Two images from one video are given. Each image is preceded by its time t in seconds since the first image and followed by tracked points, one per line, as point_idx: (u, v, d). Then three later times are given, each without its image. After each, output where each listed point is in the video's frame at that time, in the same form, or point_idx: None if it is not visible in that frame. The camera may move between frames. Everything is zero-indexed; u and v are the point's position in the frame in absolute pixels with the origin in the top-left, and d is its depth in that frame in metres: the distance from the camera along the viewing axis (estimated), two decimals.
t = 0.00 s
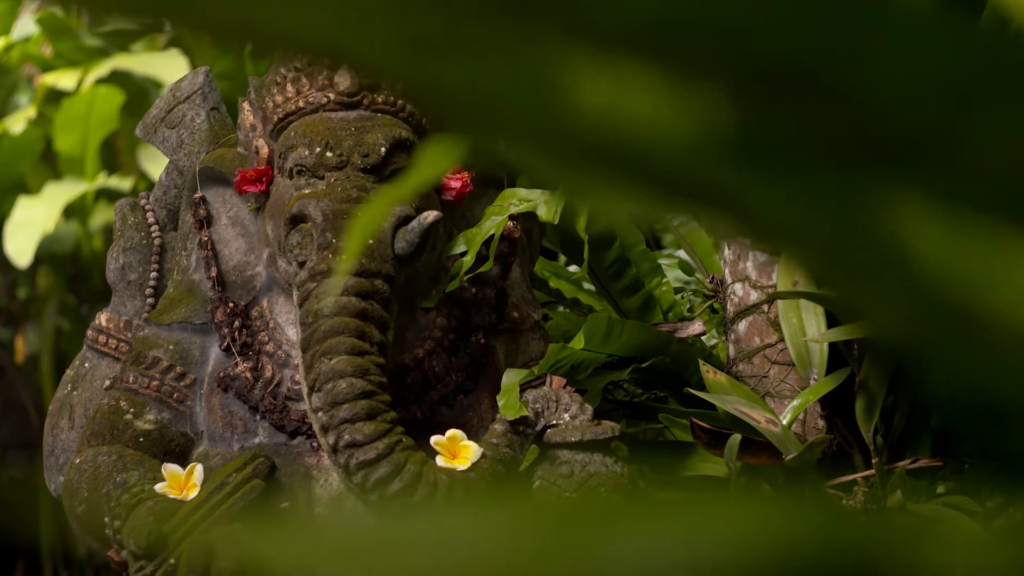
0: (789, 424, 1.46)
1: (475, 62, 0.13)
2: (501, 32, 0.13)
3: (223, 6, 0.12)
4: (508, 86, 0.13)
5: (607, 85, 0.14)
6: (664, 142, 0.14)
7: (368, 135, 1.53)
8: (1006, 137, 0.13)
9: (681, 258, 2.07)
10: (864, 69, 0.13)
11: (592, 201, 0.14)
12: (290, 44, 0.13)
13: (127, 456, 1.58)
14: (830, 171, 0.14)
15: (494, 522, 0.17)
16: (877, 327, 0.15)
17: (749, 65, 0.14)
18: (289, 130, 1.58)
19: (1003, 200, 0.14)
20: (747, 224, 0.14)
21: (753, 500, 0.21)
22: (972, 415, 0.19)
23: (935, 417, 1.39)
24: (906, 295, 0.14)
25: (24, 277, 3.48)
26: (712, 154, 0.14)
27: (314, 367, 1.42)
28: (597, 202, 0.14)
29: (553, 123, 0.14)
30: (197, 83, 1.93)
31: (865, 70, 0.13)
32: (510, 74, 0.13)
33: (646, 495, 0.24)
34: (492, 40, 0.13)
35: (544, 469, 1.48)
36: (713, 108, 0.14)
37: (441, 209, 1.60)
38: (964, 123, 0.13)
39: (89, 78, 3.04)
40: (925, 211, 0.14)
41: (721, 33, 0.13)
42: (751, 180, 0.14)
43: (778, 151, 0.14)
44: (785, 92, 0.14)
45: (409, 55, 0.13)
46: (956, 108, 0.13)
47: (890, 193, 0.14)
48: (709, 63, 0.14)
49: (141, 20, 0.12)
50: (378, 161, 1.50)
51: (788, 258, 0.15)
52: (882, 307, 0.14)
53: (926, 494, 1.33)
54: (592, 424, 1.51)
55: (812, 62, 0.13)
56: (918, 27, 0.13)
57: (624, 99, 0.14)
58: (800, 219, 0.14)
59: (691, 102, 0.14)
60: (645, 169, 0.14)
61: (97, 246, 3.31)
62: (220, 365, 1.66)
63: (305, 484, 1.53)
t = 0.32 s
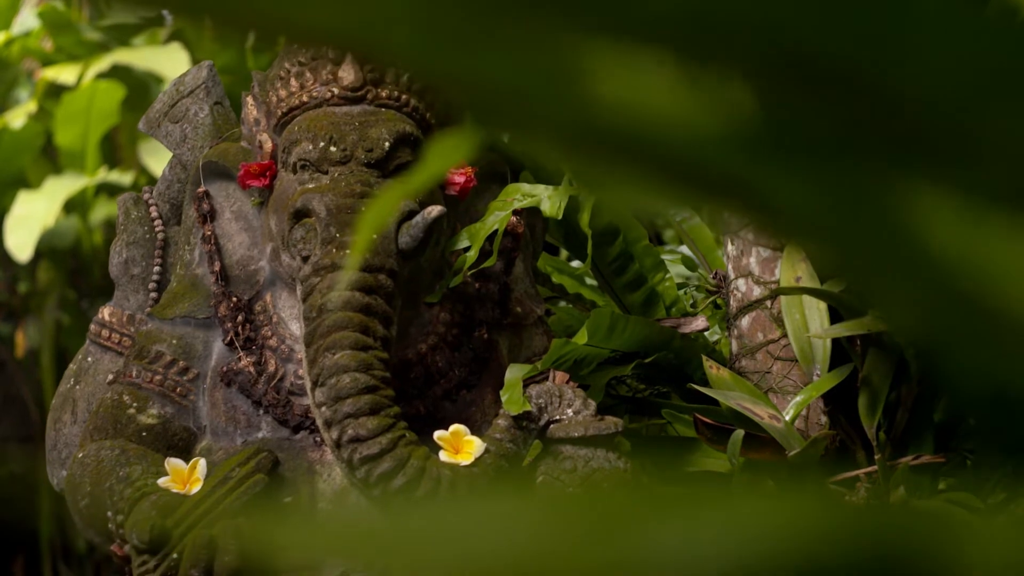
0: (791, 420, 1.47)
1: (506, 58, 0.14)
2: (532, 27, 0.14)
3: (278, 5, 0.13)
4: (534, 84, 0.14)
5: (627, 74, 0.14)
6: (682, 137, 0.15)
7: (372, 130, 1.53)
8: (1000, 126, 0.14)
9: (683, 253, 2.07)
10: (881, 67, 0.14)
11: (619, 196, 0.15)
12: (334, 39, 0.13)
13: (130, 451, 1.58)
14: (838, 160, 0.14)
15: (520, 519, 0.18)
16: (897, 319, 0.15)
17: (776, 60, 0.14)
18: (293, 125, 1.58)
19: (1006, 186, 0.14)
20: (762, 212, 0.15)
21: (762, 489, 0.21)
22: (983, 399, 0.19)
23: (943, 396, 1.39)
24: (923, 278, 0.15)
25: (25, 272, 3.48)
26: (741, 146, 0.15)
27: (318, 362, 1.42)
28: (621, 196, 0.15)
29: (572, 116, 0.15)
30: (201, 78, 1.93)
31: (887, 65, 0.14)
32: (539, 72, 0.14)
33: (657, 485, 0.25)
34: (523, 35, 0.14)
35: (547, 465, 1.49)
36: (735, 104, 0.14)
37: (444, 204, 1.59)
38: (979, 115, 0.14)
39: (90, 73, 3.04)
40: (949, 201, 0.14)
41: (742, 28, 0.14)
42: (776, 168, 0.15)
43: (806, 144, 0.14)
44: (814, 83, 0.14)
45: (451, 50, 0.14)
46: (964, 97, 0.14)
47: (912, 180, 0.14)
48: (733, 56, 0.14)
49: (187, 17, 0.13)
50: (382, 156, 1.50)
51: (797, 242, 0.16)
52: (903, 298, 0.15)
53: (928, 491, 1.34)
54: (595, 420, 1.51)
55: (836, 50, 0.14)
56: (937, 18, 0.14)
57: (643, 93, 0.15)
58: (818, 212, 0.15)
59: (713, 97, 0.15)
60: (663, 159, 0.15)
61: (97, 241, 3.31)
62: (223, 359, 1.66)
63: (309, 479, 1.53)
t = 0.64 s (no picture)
0: (789, 422, 1.47)
1: (533, 59, 0.15)
2: (560, 36, 0.15)
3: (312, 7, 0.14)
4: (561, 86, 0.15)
5: (638, 77, 0.15)
6: (702, 139, 0.16)
7: (372, 130, 1.53)
8: (1001, 128, 0.15)
9: (682, 255, 2.07)
10: (889, 69, 0.15)
11: (632, 198, 0.15)
12: (368, 44, 0.14)
13: (128, 451, 1.57)
14: (840, 159, 0.15)
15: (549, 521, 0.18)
16: (904, 311, 0.16)
17: (794, 60, 0.15)
18: (292, 124, 1.57)
19: (1007, 185, 0.15)
20: (783, 214, 0.16)
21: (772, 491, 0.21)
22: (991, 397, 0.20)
23: (943, 393, 1.41)
24: (931, 272, 0.16)
25: (20, 271, 3.47)
26: (756, 146, 0.16)
27: (316, 362, 1.42)
28: (637, 196, 0.15)
29: (585, 118, 0.15)
30: (200, 77, 1.93)
31: (892, 65, 0.15)
32: (561, 75, 0.15)
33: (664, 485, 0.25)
34: (529, 34, 0.15)
35: (546, 466, 1.49)
36: (748, 106, 0.16)
37: (444, 204, 1.59)
38: (980, 114, 0.15)
39: (86, 72, 3.05)
40: (953, 195, 0.15)
41: (755, 28, 0.15)
42: (787, 164, 0.16)
43: (817, 143, 0.15)
44: (826, 83, 0.15)
45: (481, 61, 0.15)
46: (968, 96, 0.15)
47: (928, 177, 0.15)
48: (751, 56, 0.16)
49: (226, 23, 0.14)
50: (381, 156, 1.50)
51: (810, 246, 0.17)
52: (916, 298, 0.16)
53: (927, 492, 1.34)
54: (594, 421, 1.51)
55: (842, 53, 0.15)
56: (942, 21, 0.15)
57: (670, 95, 0.15)
58: (824, 210, 0.16)
59: (728, 96, 0.16)
60: (675, 157, 0.16)
61: (92, 240, 3.31)
62: (222, 360, 1.66)
63: (308, 479, 1.53)
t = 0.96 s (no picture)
0: (790, 429, 1.47)
1: (549, 66, 0.15)
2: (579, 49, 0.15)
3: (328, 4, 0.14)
4: (581, 96, 0.15)
5: (651, 84, 0.16)
6: (715, 144, 0.16)
7: (373, 136, 1.53)
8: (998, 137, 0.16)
9: (681, 261, 2.07)
10: (895, 74, 0.15)
11: (643, 198, 0.15)
12: (385, 50, 0.14)
13: (127, 457, 1.57)
14: (867, 165, 0.16)
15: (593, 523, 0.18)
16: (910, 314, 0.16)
17: (806, 64, 0.16)
18: (293, 131, 1.57)
19: (1011, 187, 0.16)
20: (790, 217, 0.16)
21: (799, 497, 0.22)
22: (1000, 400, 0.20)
23: (944, 394, 1.43)
24: (936, 273, 0.16)
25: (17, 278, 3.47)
26: (771, 155, 0.16)
27: (317, 369, 1.42)
28: (652, 200, 0.16)
29: (602, 123, 0.15)
30: (200, 83, 1.93)
31: (894, 66, 0.15)
32: (576, 86, 0.15)
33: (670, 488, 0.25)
34: (543, 39, 0.15)
35: (547, 473, 1.49)
36: (756, 113, 0.16)
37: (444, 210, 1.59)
38: (983, 110, 0.15)
39: (83, 78, 3.05)
40: (962, 197, 0.16)
41: (781, 30, 0.15)
42: (798, 169, 0.16)
43: (831, 147, 0.16)
44: (838, 87, 0.16)
45: (485, 60, 0.15)
46: (975, 89, 0.15)
47: (942, 179, 0.16)
48: (754, 60, 0.16)
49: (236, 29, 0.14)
50: (382, 162, 1.50)
51: (822, 254, 0.17)
52: (919, 299, 0.16)
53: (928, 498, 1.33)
54: (594, 428, 1.51)
55: (872, 57, 0.15)
56: (958, 29, 0.15)
57: (682, 98, 0.16)
58: (855, 212, 0.16)
59: (738, 103, 0.16)
60: (692, 164, 0.16)
61: (89, 247, 3.30)
62: (222, 366, 1.65)
63: (308, 486, 1.53)
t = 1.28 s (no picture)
0: (792, 434, 1.46)
1: (574, 70, 0.15)
2: (584, 48, 0.15)
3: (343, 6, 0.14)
4: (592, 97, 0.15)
5: (668, 88, 0.16)
6: (730, 147, 0.16)
7: (375, 141, 1.53)
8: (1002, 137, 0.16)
9: (683, 267, 2.07)
10: (890, 73, 0.15)
11: (658, 201, 0.16)
12: (401, 55, 0.14)
13: (130, 462, 1.57)
14: (875, 163, 0.16)
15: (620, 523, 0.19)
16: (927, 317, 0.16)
17: (804, 65, 0.16)
18: (295, 135, 1.58)
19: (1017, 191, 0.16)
20: (805, 218, 0.17)
21: (816, 506, 0.22)
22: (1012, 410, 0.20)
23: (946, 400, 1.46)
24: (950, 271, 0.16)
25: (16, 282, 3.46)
26: (789, 162, 0.16)
27: (320, 374, 1.41)
28: (662, 203, 0.16)
29: (621, 126, 0.16)
30: (202, 89, 1.93)
31: (897, 65, 0.15)
32: (595, 93, 0.15)
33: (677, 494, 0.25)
34: (559, 37, 0.15)
35: (548, 477, 1.49)
36: (768, 127, 0.16)
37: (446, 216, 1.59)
38: (981, 99, 0.15)
39: (83, 83, 3.06)
40: (979, 201, 0.16)
41: (791, 37, 0.16)
42: (811, 172, 0.16)
43: (843, 149, 0.16)
44: (852, 92, 0.16)
45: (486, 61, 0.15)
46: (984, 86, 0.15)
47: (962, 184, 0.16)
48: (755, 60, 0.16)
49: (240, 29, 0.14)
50: (384, 167, 1.50)
51: (837, 254, 0.17)
52: (924, 300, 0.16)
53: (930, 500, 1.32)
54: (596, 433, 1.51)
55: (873, 56, 0.15)
56: (960, 26, 0.15)
57: (694, 101, 0.16)
58: (858, 211, 0.16)
59: (748, 107, 0.16)
60: (711, 171, 0.16)
61: (88, 252, 3.30)
62: (223, 371, 1.65)
63: (309, 491, 1.52)
